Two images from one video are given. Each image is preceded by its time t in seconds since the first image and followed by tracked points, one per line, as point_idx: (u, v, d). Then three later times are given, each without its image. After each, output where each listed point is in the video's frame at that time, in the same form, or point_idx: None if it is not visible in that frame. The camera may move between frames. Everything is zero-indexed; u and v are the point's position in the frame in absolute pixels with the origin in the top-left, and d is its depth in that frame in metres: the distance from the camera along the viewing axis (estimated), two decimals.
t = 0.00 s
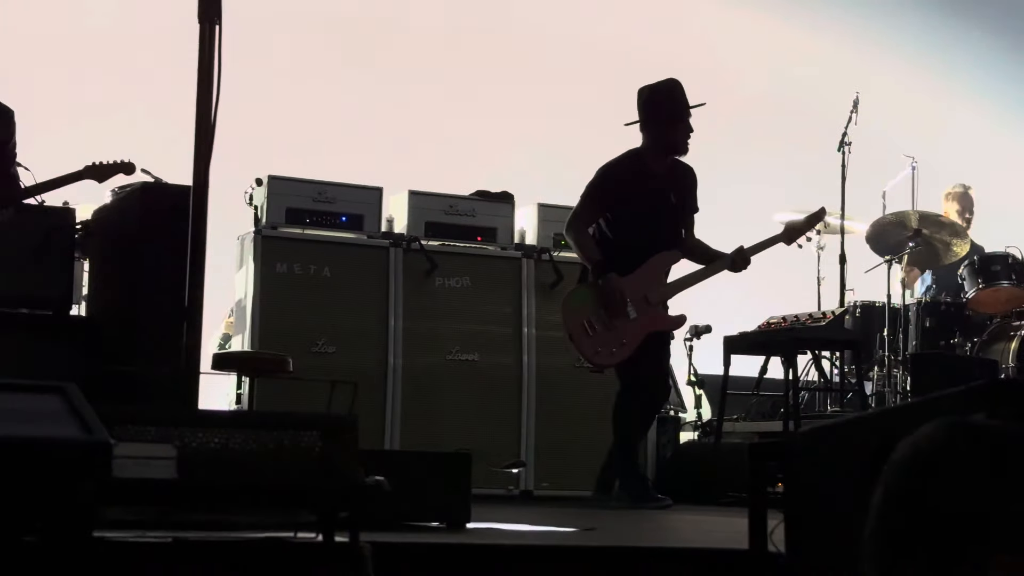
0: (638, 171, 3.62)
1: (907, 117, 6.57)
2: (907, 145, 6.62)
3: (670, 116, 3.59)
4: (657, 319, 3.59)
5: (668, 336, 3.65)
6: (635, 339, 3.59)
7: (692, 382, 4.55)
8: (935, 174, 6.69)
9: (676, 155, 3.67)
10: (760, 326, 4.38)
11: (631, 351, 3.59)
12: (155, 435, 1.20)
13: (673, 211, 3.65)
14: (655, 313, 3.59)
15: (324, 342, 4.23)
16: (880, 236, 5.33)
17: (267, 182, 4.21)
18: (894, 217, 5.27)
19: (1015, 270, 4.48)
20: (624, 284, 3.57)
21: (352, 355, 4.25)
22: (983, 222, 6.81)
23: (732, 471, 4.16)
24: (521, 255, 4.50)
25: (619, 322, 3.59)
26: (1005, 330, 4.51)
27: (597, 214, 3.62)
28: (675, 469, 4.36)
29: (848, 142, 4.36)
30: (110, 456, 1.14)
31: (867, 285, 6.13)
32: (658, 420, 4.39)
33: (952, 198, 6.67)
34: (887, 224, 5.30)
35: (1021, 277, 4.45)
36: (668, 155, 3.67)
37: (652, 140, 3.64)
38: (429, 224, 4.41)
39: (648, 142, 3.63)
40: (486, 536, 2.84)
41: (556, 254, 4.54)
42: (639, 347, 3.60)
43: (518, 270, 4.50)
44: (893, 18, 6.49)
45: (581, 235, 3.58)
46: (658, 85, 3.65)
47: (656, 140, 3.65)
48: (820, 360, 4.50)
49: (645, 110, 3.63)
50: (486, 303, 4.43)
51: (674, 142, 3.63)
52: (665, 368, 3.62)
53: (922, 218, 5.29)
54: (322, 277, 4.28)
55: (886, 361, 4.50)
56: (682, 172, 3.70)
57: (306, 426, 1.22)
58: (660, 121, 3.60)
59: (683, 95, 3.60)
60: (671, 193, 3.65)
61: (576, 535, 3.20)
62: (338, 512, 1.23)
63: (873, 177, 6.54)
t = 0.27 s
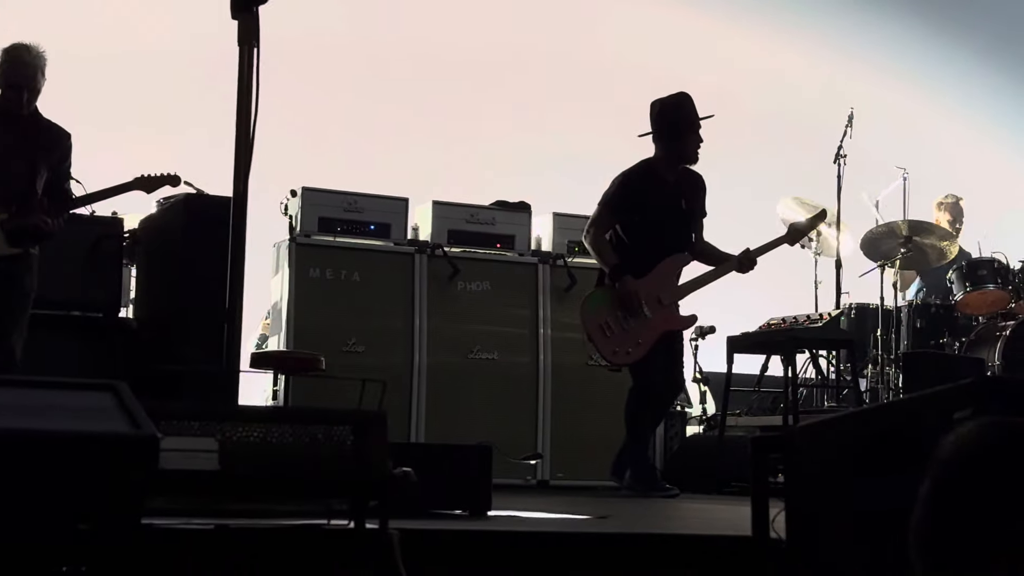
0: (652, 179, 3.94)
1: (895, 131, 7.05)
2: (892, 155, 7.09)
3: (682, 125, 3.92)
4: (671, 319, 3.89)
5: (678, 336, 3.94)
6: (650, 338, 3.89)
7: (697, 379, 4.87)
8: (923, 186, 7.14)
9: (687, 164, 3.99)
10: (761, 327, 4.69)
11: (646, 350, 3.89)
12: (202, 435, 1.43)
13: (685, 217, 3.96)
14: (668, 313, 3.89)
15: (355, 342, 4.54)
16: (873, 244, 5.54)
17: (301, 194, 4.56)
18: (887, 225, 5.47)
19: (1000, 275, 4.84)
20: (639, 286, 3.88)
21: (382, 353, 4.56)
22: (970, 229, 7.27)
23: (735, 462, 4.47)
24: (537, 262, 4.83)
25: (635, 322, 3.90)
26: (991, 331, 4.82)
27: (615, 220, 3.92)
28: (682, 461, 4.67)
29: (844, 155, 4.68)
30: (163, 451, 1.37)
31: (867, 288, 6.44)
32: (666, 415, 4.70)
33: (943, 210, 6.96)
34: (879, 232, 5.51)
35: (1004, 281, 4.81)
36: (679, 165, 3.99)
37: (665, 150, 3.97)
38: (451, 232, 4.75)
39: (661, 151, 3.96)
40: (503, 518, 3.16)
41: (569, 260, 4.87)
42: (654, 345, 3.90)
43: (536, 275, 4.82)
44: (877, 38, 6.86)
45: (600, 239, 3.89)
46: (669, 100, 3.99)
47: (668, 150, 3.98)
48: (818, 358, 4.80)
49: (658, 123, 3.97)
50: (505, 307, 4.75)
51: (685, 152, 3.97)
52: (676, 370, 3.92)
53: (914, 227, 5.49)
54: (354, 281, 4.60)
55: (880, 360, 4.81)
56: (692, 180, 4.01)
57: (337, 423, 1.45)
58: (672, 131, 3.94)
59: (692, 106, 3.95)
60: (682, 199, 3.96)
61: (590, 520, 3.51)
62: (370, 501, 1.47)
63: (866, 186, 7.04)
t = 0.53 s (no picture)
0: (658, 188, 4.13)
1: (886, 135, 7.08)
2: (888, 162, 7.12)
3: (686, 136, 4.12)
4: (678, 319, 4.07)
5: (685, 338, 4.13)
6: (658, 336, 4.08)
7: (702, 377, 5.08)
8: (919, 192, 7.17)
9: (693, 174, 4.18)
10: (763, 327, 4.91)
11: (656, 347, 4.09)
12: (227, 426, 1.37)
13: (691, 223, 4.14)
14: (676, 313, 4.08)
15: (375, 342, 4.77)
16: (871, 245, 5.73)
17: (324, 201, 4.78)
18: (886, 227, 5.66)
19: (994, 277, 5.03)
20: (649, 288, 4.11)
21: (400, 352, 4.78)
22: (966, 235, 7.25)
23: (739, 455, 4.68)
24: (549, 263, 5.06)
25: (644, 322, 4.10)
26: (985, 330, 5.03)
27: (624, 226, 4.14)
28: (688, 454, 4.88)
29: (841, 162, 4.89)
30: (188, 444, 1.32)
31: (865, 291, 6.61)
32: (673, 411, 4.92)
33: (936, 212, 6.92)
34: (877, 234, 5.70)
35: (997, 283, 5.03)
36: (686, 174, 4.18)
37: (671, 161, 4.17)
38: (468, 236, 4.97)
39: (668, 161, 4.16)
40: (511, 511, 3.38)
41: (580, 263, 5.10)
42: (662, 344, 4.10)
43: (547, 276, 5.05)
44: (864, 46, 6.96)
45: (609, 244, 4.14)
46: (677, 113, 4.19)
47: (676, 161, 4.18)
48: (818, 356, 5.01)
49: (664, 135, 4.17)
50: (518, 306, 4.98)
51: (691, 161, 4.15)
52: (681, 373, 4.09)
53: (911, 229, 5.69)
54: (373, 283, 4.82)
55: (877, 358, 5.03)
56: (699, 189, 4.20)
57: (359, 418, 1.38)
58: (677, 142, 4.13)
59: (697, 118, 4.14)
60: (689, 207, 4.14)
61: (599, 512, 3.73)
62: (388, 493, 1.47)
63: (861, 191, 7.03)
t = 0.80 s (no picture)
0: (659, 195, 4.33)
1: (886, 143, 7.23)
2: (885, 167, 7.26)
3: (684, 146, 4.34)
4: (680, 318, 4.29)
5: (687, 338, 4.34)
6: (660, 335, 4.28)
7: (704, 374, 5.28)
8: (913, 197, 7.33)
9: (692, 183, 4.39)
10: (764, 325, 5.09)
11: (658, 345, 4.29)
12: (252, 422, 1.63)
13: (690, 230, 4.35)
14: (677, 313, 4.29)
15: (390, 340, 4.97)
16: (867, 247, 5.99)
17: (342, 204, 4.97)
18: (881, 230, 5.91)
19: (985, 278, 5.29)
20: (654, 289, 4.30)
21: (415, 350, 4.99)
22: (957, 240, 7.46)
23: (740, 449, 4.87)
24: (557, 265, 5.27)
25: (646, 322, 4.30)
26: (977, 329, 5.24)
27: (626, 232, 4.35)
28: (691, 448, 5.07)
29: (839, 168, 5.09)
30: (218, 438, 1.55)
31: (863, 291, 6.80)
32: (677, 406, 5.11)
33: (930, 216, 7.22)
34: (873, 236, 5.95)
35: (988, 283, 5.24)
36: (685, 184, 4.39)
37: (671, 170, 4.37)
38: (479, 238, 5.16)
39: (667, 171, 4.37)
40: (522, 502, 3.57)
41: (587, 264, 5.31)
42: (665, 345, 4.30)
43: (555, 277, 5.26)
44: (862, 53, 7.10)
45: (616, 249, 4.36)
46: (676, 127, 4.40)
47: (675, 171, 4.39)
48: (816, 354, 5.21)
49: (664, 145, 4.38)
50: (528, 306, 5.19)
51: (689, 171, 4.36)
52: (679, 373, 4.29)
53: (905, 232, 5.94)
54: (389, 284, 5.03)
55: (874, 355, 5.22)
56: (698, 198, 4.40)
57: (377, 414, 1.65)
58: (676, 153, 4.35)
59: (695, 131, 4.36)
60: (688, 214, 4.34)
61: (606, 502, 3.91)
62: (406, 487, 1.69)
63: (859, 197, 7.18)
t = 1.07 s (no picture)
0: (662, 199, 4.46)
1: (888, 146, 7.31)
2: (886, 169, 7.37)
3: (685, 153, 4.46)
4: (683, 315, 4.42)
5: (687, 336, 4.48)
6: (666, 329, 4.42)
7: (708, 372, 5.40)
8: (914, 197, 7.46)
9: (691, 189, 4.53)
10: (766, 325, 5.22)
11: (664, 340, 4.42)
12: (266, 417, 1.71)
13: (688, 233, 4.50)
14: (680, 310, 4.43)
15: (402, 338, 5.11)
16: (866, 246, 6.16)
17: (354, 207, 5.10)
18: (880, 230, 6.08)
19: (982, 278, 5.40)
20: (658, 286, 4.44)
21: (425, 348, 5.12)
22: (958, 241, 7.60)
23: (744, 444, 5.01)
24: (564, 266, 5.41)
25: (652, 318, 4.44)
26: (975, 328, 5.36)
27: (630, 234, 4.46)
28: (695, 444, 5.19)
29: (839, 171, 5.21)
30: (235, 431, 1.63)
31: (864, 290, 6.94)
32: (681, 403, 5.25)
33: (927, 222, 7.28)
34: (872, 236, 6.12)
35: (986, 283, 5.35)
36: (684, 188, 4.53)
37: (671, 175, 4.50)
38: (489, 239, 5.31)
39: (667, 176, 4.50)
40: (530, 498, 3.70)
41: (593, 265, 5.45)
42: (670, 338, 4.43)
43: (562, 277, 5.40)
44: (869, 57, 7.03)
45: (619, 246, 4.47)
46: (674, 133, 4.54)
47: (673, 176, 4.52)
48: (817, 352, 5.32)
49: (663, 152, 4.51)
50: (536, 306, 5.32)
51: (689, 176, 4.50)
52: (678, 372, 4.42)
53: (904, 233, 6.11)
54: (400, 284, 5.17)
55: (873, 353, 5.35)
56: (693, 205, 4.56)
57: (389, 411, 1.74)
58: (675, 159, 4.47)
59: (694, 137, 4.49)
60: (687, 218, 4.50)
61: (612, 497, 4.04)
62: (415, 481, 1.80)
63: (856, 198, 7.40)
